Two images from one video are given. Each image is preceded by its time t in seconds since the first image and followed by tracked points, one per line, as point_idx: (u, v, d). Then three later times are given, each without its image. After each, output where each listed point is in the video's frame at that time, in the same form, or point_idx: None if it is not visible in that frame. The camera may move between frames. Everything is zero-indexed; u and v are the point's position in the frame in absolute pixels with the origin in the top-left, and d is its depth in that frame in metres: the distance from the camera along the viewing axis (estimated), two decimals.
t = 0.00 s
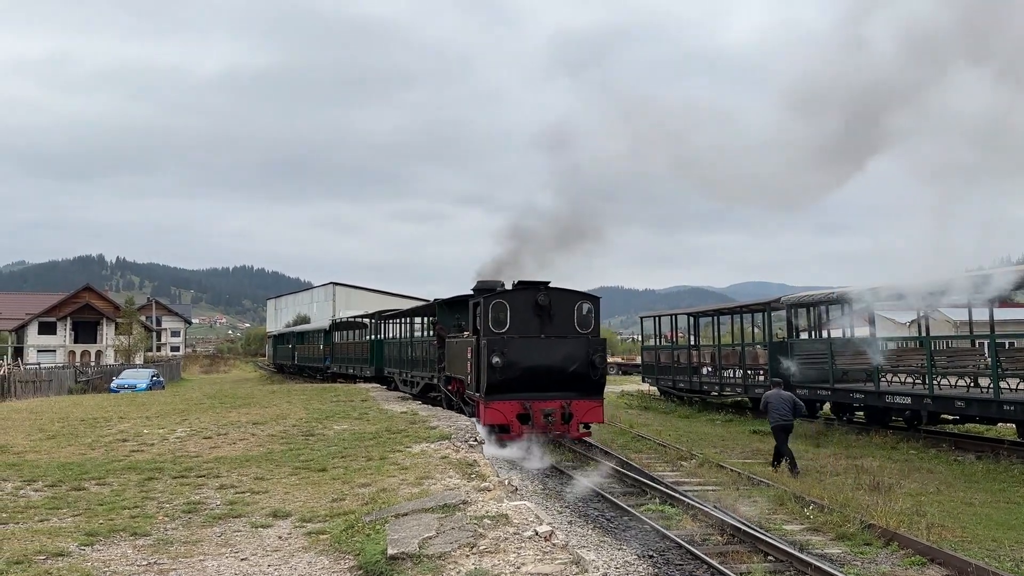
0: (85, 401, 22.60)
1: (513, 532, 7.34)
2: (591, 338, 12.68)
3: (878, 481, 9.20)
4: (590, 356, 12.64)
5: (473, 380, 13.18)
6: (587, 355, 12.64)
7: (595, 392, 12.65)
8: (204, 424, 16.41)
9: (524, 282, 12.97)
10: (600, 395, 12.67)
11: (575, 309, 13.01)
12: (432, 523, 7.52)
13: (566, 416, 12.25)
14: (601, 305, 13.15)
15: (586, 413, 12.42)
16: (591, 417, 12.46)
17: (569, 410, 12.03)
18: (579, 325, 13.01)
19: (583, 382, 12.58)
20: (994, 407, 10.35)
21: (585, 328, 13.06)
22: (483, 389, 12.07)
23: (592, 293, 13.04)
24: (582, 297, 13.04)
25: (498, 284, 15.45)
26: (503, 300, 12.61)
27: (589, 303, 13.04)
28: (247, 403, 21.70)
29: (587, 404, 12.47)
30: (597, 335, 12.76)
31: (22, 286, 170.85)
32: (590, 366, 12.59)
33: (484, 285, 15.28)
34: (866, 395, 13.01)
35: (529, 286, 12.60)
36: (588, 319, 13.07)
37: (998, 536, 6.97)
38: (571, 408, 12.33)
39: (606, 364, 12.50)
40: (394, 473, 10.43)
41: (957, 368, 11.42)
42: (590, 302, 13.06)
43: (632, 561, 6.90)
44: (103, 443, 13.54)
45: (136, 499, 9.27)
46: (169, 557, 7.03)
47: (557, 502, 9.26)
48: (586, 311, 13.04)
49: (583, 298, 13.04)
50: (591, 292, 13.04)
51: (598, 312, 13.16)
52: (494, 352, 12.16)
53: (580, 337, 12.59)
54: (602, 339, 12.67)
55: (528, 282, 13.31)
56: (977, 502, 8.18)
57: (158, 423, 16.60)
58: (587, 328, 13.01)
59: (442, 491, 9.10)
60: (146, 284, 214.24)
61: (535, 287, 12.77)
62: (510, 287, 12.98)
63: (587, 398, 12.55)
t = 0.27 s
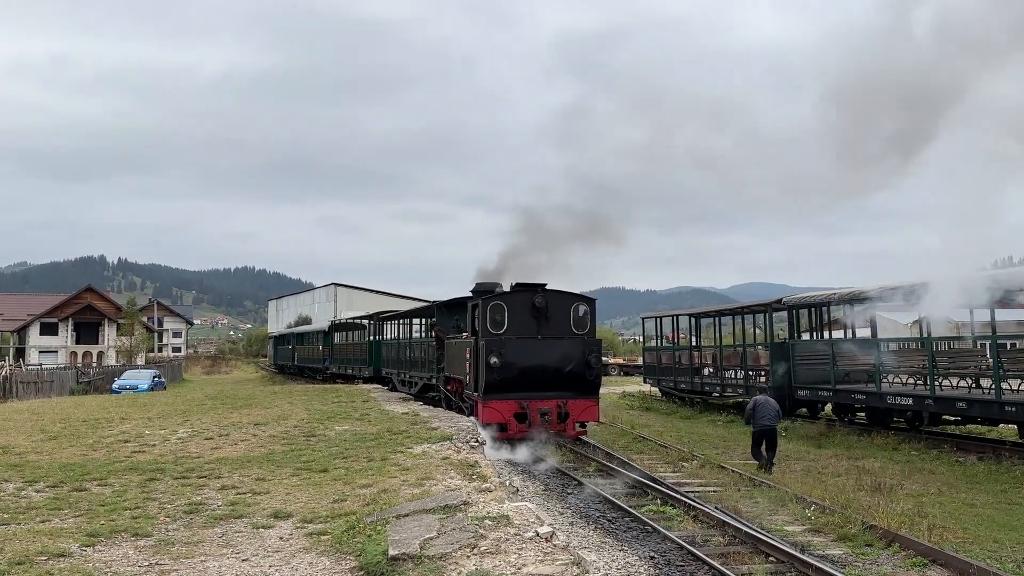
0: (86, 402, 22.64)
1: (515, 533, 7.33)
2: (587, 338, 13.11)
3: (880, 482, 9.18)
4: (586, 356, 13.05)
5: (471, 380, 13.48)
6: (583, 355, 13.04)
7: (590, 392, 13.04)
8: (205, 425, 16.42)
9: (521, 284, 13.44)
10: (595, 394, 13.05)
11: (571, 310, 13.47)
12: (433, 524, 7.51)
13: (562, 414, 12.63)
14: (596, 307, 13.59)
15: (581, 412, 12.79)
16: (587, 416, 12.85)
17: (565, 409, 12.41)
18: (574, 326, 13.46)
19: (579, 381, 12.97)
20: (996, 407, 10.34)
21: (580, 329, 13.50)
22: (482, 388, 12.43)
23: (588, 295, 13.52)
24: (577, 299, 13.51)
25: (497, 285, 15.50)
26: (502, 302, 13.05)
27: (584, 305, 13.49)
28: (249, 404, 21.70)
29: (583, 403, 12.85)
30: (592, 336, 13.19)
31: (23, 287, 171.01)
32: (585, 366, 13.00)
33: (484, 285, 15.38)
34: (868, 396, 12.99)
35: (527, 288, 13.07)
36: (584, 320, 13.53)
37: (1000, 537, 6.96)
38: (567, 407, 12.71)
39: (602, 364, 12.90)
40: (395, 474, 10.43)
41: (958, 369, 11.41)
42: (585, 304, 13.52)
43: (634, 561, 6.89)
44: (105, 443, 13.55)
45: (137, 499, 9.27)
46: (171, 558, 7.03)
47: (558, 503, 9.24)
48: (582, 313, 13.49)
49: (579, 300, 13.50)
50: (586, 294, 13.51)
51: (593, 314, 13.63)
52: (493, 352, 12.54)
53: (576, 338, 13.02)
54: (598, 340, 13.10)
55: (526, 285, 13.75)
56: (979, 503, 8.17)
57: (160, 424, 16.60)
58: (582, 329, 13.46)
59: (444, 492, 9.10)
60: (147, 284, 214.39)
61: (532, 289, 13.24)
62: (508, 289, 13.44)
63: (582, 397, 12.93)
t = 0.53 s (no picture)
0: (87, 403, 22.65)
1: (515, 533, 7.33)
2: (583, 339, 13.35)
3: (880, 482, 9.17)
4: (582, 357, 13.27)
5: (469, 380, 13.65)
6: (579, 356, 13.26)
7: (585, 392, 13.22)
8: (205, 426, 16.42)
9: (518, 287, 13.72)
10: (590, 395, 13.24)
11: (567, 312, 13.73)
12: (433, 524, 7.52)
13: (558, 413, 12.81)
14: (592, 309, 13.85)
15: (577, 411, 12.97)
16: (582, 415, 13.05)
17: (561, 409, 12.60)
18: (571, 328, 13.70)
19: (575, 381, 13.17)
20: (996, 408, 10.34)
21: (576, 330, 13.75)
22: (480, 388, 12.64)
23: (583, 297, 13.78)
24: (573, 301, 13.77)
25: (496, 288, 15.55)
26: (499, 304, 13.32)
27: (580, 307, 13.74)
28: (249, 404, 21.71)
29: (579, 403, 13.03)
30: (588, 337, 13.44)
31: (23, 288, 171.14)
32: (581, 366, 13.22)
33: (484, 285, 15.44)
34: (868, 397, 12.98)
35: (524, 290, 13.35)
36: (579, 322, 13.78)
37: (1000, 537, 6.95)
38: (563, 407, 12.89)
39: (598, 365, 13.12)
40: (396, 474, 10.44)
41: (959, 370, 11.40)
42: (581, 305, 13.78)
43: (634, 562, 6.89)
44: (105, 444, 13.55)
45: (138, 500, 9.28)
46: (171, 558, 7.04)
47: (559, 504, 9.23)
48: (578, 315, 13.73)
49: (575, 301, 13.76)
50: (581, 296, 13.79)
51: (589, 315, 13.88)
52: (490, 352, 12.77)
53: (572, 338, 13.26)
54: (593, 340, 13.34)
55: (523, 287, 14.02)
56: (980, 504, 8.16)
57: (160, 425, 16.61)
58: (578, 330, 13.69)
59: (444, 492, 9.10)
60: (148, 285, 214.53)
61: (529, 291, 13.52)
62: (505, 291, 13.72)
63: (578, 397, 13.12)
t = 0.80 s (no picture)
0: (88, 404, 22.67)
1: (516, 534, 7.33)
2: (579, 340, 13.43)
3: (881, 483, 9.17)
4: (578, 357, 13.37)
5: (467, 379, 13.70)
6: (575, 356, 13.37)
7: (581, 392, 13.30)
8: (206, 426, 16.42)
9: (516, 288, 13.74)
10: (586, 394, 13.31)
11: (564, 312, 13.77)
12: (434, 524, 7.52)
13: (554, 413, 12.89)
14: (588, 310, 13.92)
15: (574, 410, 13.04)
16: (579, 415, 13.10)
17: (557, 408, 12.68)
18: (567, 328, 13.76)
19: (571, 381, 13.28)
20: (997, 408, 10.33)
21: (573, 330, 13.81)
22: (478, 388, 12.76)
23: (580, 298, 13.83)
24: (570, 302, 13.83)
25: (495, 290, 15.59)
26: (497, 305, 13.35)
27: (576, 308, 13.81)
28: (250, 405, 21.71)
29: (575, 402, 13.10)
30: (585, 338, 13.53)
31: (24, 289, 171.42)
32: (577, 367, 13.31)
33: (483, 287, 15.50)
34: (869, 397, 12.97)
35: (521, 292, 13.38)
36: (576, 322, 13.86)
37: (1000, 538, 6.95)
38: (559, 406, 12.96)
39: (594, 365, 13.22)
40: (397, 475, 10.44)
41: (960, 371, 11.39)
42: (577, 306, 13.84)
43: (635, 562, 6.90)
44: (106, 445, 13.55)
45: (138, 500, 9.29)
46: (172, 558, 7.04)
47: (560, 505, 9.22)
48: (574, 315, 13.81)
49: (572, 302, 13.81)
50: (578, 298, 13.84)
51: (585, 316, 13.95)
52: (488, 353, 12.87)
53: (568, 339, 13.34)
54: (590, 341, 13.42)
55: (519, 288, 14.04)
56: (980, 504, 8.17)
57: (161, 425, 16.61)
58: (574, 331, 13.76)
59: (445, 492, 9.11)
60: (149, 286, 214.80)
61: (526, 293, 13.55)
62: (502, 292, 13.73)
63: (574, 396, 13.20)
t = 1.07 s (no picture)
0: (89, 404, 22.70)
1: (517, 534, 7.34)
2: (577, 342, 13.50)
3: (883, 484, 9.15)
4: (575, 358, 13.44)
5: (466, 379, 13.72)
6: (572, 357, 13.43)
7: (578, 391, 13.41)
8: (208, 426, 16.43)
9: (514, 290, 13.78)
10: (583, 394, 13.41)
11: (563, 314, 13.80)
12: (435, 525, 7.52)
13: (552, 412, 12.98)
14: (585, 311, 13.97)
15: (571, 409, 13.14)
16: (576, 414, 13.19)
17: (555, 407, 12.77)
18: (565, 330, 13.80)
19: (569, 381, 13.35)
20: (999, 409, 10.32)
21: (571, 331, 13.85)
22: (477, 388, 12.84)
23: (577, 301, 13.89)
24: (568, 303, 13.87)
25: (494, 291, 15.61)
26: (496, 307, 13.36)
27: (574, 309, 13.85)
28: (251, 405, 21.70)
29: (573, 402, 13.19)
30: (582, 339, 13.59)
31: (26, 289, 171.62)
32: (575, 368, 13.38)
33: (481, 288, 15.55)
34: (870, 398, 12.97)
35: (519, 293, 13.42)
36: (574, 324, 13.90)
37: (1002, 538, 6.94)
38: (557, 405, 13.04)
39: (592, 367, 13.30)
40: (397, 475, 10.45)
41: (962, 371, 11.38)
42: (575, 308, 13.89)
43: (636, 563, 6.89)
44: (108, 445, 13.57)
45: (140, 501, 9.30)
46: (172, 559, 7.05)
47: (561, 505, 9.21)
48: (571, 317, 13.85)
49: (570, 304, 13.85)
50: (575, 300, 13.89)
51: (583, 317, 14.00)
52: (487, 354, 12.92)
53: (566, 341, 13.41)
54: (588, 342, 13.49)
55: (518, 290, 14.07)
56: (982, 505, 8.16)
57: (163, 426, 16.63)
58: (572, 332, 13.81)
59: (446, 493, 9.11)
60: (150, 287, 215.03)
61: (524, 294, 13.59)
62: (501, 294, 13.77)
63: (572, 395, 13.29)
